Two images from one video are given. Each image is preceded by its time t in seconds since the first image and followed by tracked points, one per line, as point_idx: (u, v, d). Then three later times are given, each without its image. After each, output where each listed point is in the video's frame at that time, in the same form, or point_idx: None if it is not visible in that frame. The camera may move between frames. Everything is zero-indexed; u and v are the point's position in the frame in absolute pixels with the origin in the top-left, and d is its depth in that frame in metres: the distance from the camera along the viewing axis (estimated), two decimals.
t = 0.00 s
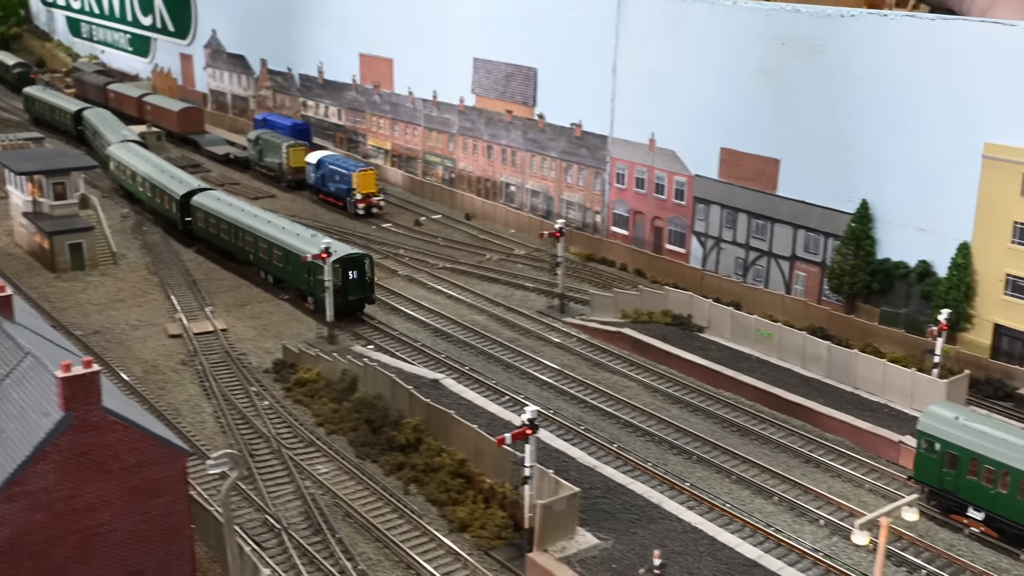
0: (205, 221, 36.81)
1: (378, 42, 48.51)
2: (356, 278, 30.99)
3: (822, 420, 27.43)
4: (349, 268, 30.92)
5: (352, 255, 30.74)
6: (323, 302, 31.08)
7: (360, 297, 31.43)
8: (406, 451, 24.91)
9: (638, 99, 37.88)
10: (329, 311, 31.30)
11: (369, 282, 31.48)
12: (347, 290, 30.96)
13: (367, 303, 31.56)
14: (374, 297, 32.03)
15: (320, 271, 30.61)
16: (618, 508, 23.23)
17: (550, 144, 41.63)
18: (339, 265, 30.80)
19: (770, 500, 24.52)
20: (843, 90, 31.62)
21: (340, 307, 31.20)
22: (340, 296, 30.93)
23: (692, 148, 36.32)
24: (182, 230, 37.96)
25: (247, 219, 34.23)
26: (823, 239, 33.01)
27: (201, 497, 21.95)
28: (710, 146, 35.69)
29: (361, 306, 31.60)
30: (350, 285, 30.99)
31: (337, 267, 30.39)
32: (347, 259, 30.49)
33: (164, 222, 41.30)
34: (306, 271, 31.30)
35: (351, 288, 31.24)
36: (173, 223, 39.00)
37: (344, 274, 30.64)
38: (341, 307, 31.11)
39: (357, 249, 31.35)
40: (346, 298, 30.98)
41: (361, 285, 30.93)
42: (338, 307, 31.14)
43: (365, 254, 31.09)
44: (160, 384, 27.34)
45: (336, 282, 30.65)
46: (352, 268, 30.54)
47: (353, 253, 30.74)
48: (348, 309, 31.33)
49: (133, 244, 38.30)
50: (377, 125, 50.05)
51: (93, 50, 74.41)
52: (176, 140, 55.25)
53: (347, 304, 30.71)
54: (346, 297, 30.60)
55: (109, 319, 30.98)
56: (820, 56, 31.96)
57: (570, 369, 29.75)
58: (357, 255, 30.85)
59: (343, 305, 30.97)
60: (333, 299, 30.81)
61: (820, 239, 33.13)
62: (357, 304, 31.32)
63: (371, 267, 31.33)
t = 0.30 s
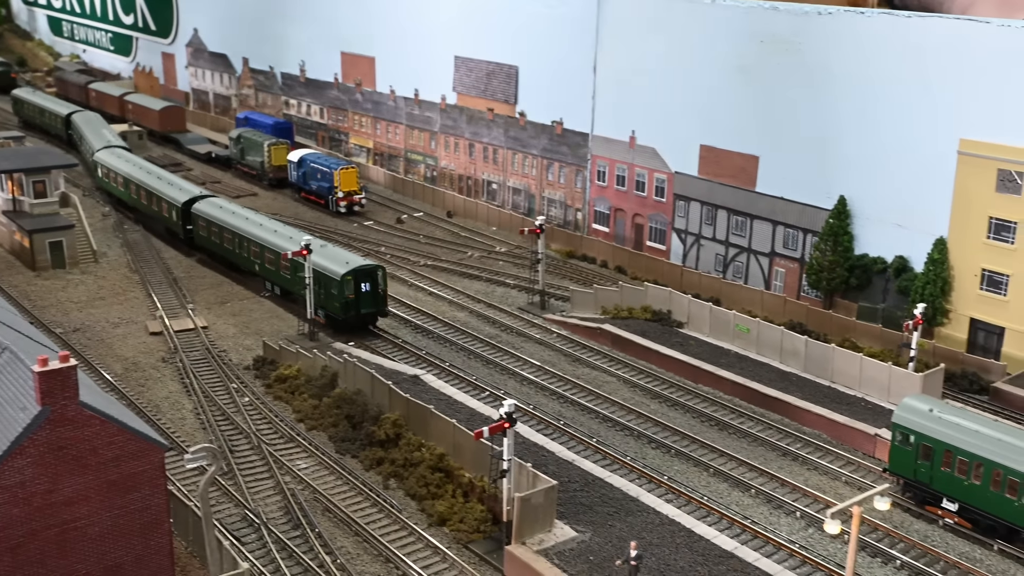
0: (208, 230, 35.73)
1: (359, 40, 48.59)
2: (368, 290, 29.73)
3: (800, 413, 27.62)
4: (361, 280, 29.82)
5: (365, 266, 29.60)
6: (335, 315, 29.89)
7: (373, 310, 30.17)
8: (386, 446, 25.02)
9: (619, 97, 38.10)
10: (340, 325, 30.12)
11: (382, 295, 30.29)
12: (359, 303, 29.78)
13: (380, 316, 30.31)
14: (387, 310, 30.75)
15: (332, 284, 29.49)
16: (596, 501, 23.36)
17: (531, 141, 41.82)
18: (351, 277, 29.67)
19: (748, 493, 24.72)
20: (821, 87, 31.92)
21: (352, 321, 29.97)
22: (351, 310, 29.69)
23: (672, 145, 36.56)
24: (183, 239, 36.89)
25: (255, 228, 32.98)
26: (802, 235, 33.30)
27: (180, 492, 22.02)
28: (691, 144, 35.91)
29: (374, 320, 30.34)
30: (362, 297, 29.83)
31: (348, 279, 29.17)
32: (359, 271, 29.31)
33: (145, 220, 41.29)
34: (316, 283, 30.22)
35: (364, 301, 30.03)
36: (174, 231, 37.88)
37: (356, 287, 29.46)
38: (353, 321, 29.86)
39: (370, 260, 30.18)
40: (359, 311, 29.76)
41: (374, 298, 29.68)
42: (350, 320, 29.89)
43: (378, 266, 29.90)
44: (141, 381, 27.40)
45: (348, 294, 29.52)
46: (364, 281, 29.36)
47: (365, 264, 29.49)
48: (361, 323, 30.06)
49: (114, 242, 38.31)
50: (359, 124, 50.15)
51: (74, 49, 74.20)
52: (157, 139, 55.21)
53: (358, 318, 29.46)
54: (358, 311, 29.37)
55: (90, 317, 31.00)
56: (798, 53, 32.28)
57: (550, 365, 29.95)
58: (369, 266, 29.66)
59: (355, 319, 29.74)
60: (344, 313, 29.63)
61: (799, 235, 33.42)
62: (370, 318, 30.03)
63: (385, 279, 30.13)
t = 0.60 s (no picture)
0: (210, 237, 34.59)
1: (339, 39, 48.62)
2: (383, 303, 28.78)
3: (775, 407, 27.88)
4: (376, 293, 28.86)
5: (380, 279, 28.59)
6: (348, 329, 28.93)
7: (387, 324, 29.24)
8: (365, 441, 25.13)
9: (597, 94, 38.33)
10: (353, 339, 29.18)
11: (396, 308, 29.33)
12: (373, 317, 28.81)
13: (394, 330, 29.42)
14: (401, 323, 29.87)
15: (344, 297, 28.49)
16: (573, 494, 23.51)
17: (510, 139, 41.99)
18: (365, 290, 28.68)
19: (724, 485, 24.95)
20: (797, 83, 32.25)
21: (365, 335, 29.05)
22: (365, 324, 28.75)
23: (649, 143, 36.82)
24: (183, 247, 35.75)
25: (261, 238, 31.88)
26: (779, 231, 33.61)
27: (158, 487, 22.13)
28: (670, 141, 36.16)
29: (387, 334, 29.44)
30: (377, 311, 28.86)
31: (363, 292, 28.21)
32: (374, 283, 28.33)
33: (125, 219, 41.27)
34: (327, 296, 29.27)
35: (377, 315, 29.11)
36: (173, 240, 36.69)
37: (371, 300, 28.54)
38: (366, 335, 28.94)
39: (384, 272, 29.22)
40: (373, 325, 28.85)
41: (389, 312, 28.78)
42: (363, 334, 28.97)
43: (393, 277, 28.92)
44: (119, 378, 27.43)
45: (362, 308, 28.51)
46: (379, 293, 28.37)
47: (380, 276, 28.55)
48: (374, 337, 29.14)
49: (93, 241, 38.29)
50: (339, 122, 50.23)
51: (53, 48, 73.96)
52: (137, 137, 55.12)
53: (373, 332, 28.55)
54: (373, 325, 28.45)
55: (68, 315, 30.99)
56: (775, 51, 32.61)
57: (528, 360, 30.15)
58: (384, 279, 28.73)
59: (369, 333, 28.82)
60: (358, 327, 28.72)
61: (776, 232, 33.72)
62: (383, 332, 29.13)
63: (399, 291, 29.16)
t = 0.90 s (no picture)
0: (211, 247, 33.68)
1: (318, 36, 48.67)
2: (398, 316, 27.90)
3: (751, 400, 28.14)
4: (391, 305, 27.97)
5: (396, 291, 27.71)
6: (362, 343, 28.08)
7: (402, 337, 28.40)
8: (343, 436, 25.24)
9: (576, 91, 38.54)
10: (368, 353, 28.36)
11: (412, 321, 28.62)
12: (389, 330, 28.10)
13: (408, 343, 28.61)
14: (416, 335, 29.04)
15: (359, 310, 27.75)
16: (550, 487, 23.65)
17: (489, 136, 42.17)
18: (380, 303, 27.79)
19: (700, 477, 25.14)
20: (774, 79, 32.53)
21: (381, 349, 28.24)
22: (381, 338, 27.90)
23: (628, 139, 37.07)
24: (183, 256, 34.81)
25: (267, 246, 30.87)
26: (755, 226, 33.93)
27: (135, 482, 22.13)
28: (648, 138, 36.40)
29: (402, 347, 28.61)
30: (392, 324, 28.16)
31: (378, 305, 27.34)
32: (389, 295, 27.57)
33: (104, 217, 41.23)
34: (339, 309, 28.56)
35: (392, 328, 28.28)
36: (173, 249, 35.69)
37: (386, 313, 27.70)
38: (382, 348, 28.12)
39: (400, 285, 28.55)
40: (388, 339, 28.05)
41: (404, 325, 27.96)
42: (379, 348, 28.16)
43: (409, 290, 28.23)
44: (98, 375, 27.43)
45: (377, 322, 27.65)
46: (395, 306, 27.65)
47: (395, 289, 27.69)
48: (389, 351, 28.33)
49: (71, 239, 38.25)
50: (318, 120, 50.30)
51: (30, 47, 73.61)
52: (116, 136, 55.01)
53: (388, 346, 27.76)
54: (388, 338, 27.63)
55: (46, 313, 30.96)
56: (751, 48, 32.92)
57: (506, 355, 30.36)
58: (399, 291, 27.89)
59: (384, 347, 27.99)
60: (373, 341, 27.89)
61: (753, 227, 34.03)
62: (399, 346, 28.31)
63: (415, 304, 28.47)
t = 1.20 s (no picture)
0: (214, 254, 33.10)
1: (296, 34, 48.71)
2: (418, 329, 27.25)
3: (725, 391, 28.46)
4: (410, 319, 27.21)
5: (415, 304, 26.98)
6: (380, 358, 27.38)
7: (421, 350, 27.72)
8: (319, 429, 25.40)
9: (553, 89, 38.80)
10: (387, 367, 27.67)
11: (431, 334, 27.93)
12: (407, 344, 27.39)
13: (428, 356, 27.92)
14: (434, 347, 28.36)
15: (377, 323, 26.99)
16: (526, 478, 23.84)
17: (468, 133, 42.38)
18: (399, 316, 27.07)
19: (674, 468, 25.39)
20: (751, 76, 32.84)
21: (399, 364, 27.54)
22: (400, 352, 27.22)
23: (605, 136, 37.37)
24: (183, 263, 34.13)
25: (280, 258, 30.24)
26: (731, 221, 34.27)
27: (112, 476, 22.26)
28: (626, 134, 36.67)
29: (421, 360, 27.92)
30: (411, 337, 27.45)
31: (398, 319, 26.64)
32: (408, 309, 26.84)
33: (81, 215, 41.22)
34: (355, 322, 27.82)
35: (411, 342, 27.61)
36: (172, 257, 34.98)
37: (405, 327, 27.01)
38: (401, 363, 27.42)
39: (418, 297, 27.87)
40: (407, 353, 27.36)
41: (424, 338, 27.28)
42: (398, 363, 27.48)
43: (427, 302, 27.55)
44: (75, 371, 27.48)
45: (396, 335, 26.94)
46: (414, 319, 26.95)
47: (414, 301, 27.00)
48: (408, 365, 27.64)
49: (48, 236, 38.25)
50: (297, 117, 50.39)
51: (6, 44, 73.28)
52: (94, 134, 54.93)
53: (407, 360, 27.05)
54: (407, 352, 26.93)
55: (22, 309, 30.98)
56: (727, 44, 33.22)
57: (484, 349, 30.60)
58: (419, 304, 27.20)
59: (403, 361, 27.31)
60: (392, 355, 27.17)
61: (728, 222, 34.37)
62: (418, 359, 27.63)
63: (435, 317, 27.78)
